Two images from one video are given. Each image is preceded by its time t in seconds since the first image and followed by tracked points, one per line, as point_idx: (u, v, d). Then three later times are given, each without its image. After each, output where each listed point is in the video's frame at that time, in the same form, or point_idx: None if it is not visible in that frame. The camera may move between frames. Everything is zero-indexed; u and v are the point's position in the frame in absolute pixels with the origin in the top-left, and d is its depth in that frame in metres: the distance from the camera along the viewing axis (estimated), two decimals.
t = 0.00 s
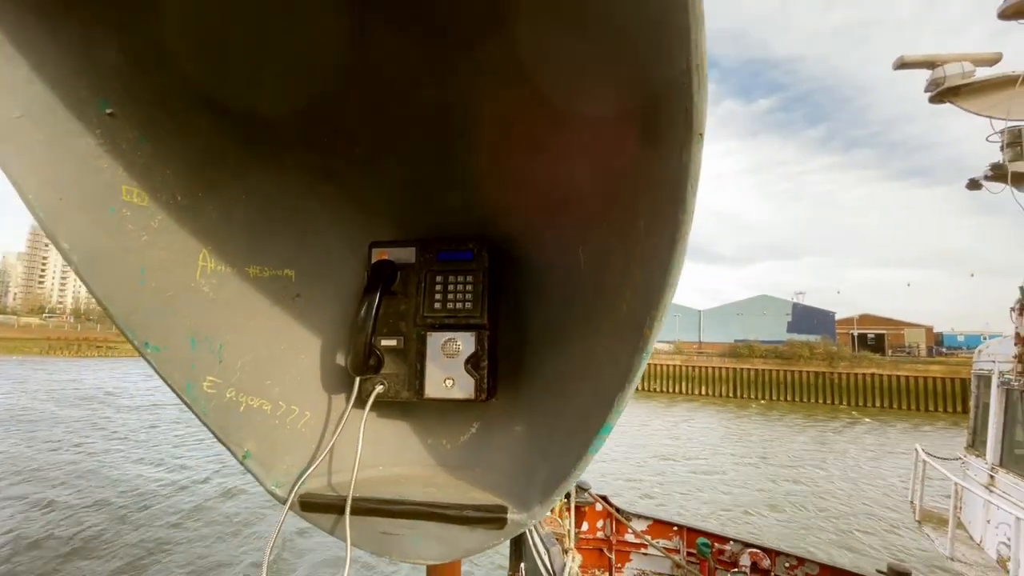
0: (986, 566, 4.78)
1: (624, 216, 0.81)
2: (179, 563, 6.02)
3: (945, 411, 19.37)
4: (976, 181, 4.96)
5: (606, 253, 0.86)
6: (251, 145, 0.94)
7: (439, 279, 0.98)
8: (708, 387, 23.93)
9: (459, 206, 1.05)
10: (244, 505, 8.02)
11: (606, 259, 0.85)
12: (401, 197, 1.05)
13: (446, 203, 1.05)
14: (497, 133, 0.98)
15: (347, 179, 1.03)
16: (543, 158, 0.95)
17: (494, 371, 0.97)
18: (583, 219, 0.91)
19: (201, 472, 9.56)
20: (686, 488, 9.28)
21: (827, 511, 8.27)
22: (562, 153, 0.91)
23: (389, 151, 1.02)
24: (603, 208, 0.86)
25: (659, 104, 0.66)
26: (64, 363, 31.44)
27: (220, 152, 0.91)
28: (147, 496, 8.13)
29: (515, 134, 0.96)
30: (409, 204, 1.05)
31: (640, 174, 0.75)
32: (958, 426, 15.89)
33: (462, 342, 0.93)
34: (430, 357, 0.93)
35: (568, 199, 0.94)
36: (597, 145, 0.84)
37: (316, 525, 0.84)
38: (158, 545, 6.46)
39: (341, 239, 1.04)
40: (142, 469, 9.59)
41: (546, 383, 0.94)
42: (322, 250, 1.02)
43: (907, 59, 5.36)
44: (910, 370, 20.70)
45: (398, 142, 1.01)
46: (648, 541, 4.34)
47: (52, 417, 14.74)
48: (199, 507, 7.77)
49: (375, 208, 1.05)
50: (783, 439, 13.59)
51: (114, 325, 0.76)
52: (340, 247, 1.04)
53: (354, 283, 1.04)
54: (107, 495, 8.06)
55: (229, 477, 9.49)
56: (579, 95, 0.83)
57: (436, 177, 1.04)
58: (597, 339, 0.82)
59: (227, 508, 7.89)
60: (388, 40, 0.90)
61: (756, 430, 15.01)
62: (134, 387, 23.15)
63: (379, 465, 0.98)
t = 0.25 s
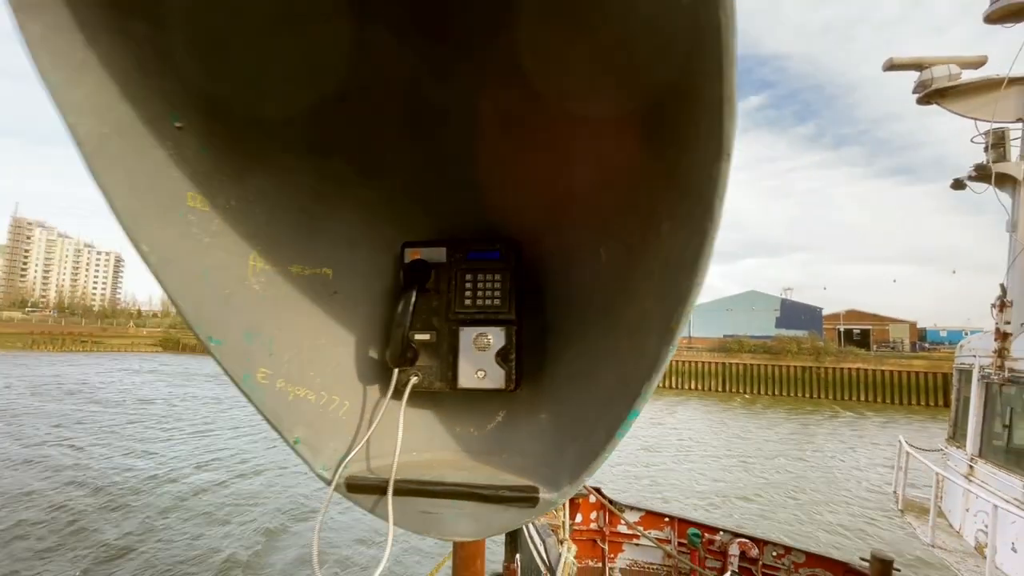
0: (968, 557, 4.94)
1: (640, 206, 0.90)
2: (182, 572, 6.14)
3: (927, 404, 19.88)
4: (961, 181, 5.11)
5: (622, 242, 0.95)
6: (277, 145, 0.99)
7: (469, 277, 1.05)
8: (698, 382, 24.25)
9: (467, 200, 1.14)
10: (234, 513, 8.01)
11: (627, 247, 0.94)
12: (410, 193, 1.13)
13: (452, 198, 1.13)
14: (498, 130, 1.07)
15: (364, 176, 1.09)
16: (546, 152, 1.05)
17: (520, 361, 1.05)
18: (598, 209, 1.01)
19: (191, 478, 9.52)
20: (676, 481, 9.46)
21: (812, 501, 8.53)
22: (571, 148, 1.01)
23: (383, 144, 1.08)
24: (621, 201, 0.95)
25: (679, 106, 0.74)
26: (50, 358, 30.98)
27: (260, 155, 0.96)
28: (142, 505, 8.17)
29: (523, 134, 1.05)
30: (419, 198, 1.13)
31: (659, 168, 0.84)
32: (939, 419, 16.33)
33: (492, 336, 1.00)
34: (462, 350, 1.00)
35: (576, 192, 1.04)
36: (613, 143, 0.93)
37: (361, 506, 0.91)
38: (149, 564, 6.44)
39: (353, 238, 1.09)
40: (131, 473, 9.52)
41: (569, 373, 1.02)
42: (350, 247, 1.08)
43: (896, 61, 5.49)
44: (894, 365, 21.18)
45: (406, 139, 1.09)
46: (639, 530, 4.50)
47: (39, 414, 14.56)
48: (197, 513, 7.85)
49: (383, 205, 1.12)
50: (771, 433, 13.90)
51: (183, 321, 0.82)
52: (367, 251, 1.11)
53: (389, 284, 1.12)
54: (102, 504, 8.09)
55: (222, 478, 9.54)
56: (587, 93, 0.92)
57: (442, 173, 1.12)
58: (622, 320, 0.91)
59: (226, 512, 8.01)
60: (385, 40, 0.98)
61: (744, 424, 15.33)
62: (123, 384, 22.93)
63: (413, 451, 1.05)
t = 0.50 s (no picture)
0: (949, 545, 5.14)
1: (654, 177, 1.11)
2: None
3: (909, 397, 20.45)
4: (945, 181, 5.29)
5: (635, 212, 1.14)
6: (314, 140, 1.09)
7: (506, 279, 1.16)
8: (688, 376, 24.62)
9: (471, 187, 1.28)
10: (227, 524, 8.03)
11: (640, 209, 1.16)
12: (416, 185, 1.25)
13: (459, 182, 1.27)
14: (498, 125, 1.24)
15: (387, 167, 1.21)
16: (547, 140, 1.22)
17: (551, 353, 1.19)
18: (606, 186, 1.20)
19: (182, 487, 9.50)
20: (667, 472, 9.69)
21: (798, 491, 8.82)
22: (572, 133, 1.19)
23: (377, 135, 1.18)
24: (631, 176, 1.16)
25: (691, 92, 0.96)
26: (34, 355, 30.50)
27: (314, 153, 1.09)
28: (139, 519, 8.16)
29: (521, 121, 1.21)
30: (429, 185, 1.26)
31: (674, 152, 1.05)
32: (920, 412, 16.83)
33: (530, 333, 1.12)
34: (503, 346, 1.12)
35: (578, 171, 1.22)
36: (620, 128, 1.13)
37: (414, 486, 1.01)
38: None
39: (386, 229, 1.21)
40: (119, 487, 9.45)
41: (597, 364, 1.16)
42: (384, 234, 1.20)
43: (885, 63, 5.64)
44: (877, 359, 21.72)
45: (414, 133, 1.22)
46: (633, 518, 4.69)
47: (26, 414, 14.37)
48: (196, 524, 7.93)
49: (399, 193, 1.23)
50: (759, 426, 14.24)
51: (267, 319, 0.92)
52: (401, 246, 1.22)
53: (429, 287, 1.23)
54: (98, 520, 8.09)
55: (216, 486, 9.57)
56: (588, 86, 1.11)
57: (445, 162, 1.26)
58: (654, 278, 1.10)
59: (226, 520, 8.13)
60: (384, 37, 1.11)
61: (732, 417, 15.68)
62: (110, 381, 22.68)
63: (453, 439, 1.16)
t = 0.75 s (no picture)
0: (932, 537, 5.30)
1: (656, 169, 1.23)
2: None
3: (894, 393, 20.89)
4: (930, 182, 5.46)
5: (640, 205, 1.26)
6: (333, 154, 1.13)
7: (526, 282, 1.26)
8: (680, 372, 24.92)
9: (475, 187, 1.35)
10: (221, 522, 8.01)
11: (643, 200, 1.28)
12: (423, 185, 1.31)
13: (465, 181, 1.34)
14: (496, 123, 1.29)
15: (396, 171, 1.26)
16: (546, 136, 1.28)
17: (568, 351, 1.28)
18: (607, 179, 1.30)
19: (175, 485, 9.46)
20: (660, 467, 9.86)
21: (786, 484, 9.04)
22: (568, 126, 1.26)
23: (378, 138, 1.21)
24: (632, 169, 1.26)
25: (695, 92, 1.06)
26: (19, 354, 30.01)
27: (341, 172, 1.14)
28: (126, 518, 8.10)
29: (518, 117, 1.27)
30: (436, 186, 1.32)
31: (682, 156, 1.16)
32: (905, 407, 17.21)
33: (550, 332, 1.22)
34: (525, 345, 1.21)
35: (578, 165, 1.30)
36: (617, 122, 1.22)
37: (444, 474, 1.09)
38: None
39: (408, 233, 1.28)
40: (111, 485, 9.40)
41: (609, 360, 1.26)
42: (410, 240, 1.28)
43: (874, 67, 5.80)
44: (864, 356, 22.12)
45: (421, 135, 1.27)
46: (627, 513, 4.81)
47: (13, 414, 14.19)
48: (189, 524, 7.92)
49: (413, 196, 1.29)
50: (748, 422, 14.49)
51: (314, 320, 1.00)
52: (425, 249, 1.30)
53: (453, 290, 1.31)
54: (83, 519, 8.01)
55: (210, 486, 9.55)
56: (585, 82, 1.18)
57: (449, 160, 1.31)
58: (664, 275, 1.22)
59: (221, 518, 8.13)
60: (376, 26, 1.11)
61: (723, 413, 15.92)
62: (98, 379, 22.41)
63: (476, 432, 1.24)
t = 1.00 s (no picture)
0: (906, 523, 5.57)
1: (652, 172, 1.34)
2: None
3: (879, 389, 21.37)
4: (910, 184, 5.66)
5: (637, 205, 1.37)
6: (353, 166, 1.22)
7: (533, 283, 1.38)
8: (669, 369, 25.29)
9: (481, 187, 1.45)
10: (215, 522, 8.05)
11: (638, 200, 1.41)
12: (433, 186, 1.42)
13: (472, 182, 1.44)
14: (497, 119, 1.36)
15: (408, 175, 1.36)
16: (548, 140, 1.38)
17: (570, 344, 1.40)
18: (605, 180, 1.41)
19: (168, 487, 9.46)
20: (650, 461, 10.07)
21: (772, 477, 9.28)
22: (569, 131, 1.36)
23: (393, 142, 1.30)
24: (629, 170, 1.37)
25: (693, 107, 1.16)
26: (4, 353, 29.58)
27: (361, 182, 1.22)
28: (116, 517, 8.14)
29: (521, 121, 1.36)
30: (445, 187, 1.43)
31: (677, 154, 1.28)
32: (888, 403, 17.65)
33: (555, 329, 1.34)
34: (532, 342, 1.33)
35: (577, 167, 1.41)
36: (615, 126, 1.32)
37: (459, 460, 1.20)
38: None
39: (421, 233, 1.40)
40: (103, 486, 9.37)
41: (606, 356, 1.39)
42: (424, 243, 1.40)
43: (858, 71, 5.98)
44: (850, 353, 22.60)
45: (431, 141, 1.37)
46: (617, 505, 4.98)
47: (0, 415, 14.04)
48: (181, 524, 7.93)
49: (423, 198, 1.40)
50: (737, 417, 14.78)
51: (347, 321, 1.09)
52: (437, 249, 1.42)
53: (465, 288, 1.43)
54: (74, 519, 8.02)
55: (204, 486, 9.58)
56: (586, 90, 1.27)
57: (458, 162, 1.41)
58: (659, 270, 1.35)
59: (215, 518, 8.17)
60: (382, 39, 1.13)
61: (713, 408, 16.22)
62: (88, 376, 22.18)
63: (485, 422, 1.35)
